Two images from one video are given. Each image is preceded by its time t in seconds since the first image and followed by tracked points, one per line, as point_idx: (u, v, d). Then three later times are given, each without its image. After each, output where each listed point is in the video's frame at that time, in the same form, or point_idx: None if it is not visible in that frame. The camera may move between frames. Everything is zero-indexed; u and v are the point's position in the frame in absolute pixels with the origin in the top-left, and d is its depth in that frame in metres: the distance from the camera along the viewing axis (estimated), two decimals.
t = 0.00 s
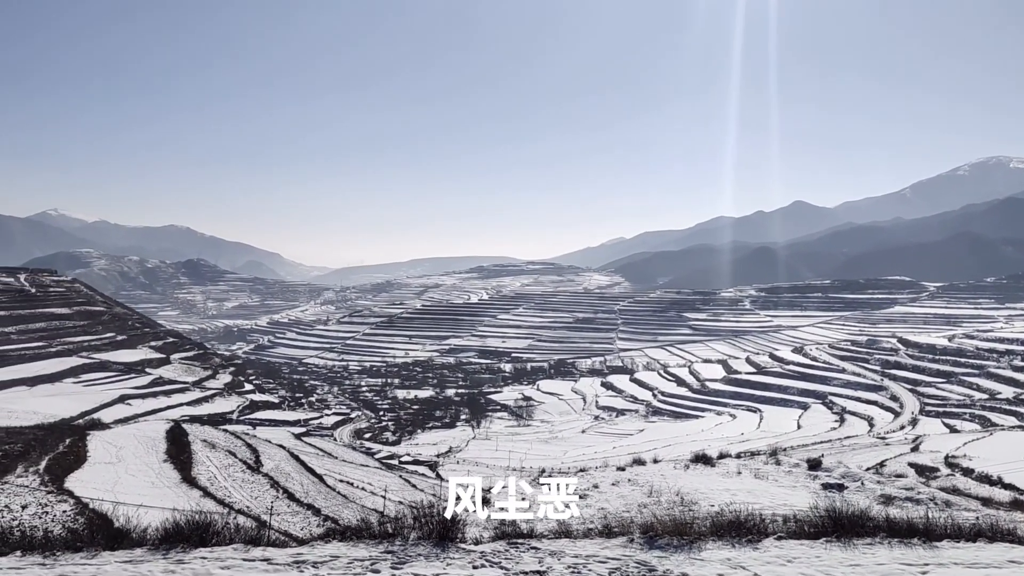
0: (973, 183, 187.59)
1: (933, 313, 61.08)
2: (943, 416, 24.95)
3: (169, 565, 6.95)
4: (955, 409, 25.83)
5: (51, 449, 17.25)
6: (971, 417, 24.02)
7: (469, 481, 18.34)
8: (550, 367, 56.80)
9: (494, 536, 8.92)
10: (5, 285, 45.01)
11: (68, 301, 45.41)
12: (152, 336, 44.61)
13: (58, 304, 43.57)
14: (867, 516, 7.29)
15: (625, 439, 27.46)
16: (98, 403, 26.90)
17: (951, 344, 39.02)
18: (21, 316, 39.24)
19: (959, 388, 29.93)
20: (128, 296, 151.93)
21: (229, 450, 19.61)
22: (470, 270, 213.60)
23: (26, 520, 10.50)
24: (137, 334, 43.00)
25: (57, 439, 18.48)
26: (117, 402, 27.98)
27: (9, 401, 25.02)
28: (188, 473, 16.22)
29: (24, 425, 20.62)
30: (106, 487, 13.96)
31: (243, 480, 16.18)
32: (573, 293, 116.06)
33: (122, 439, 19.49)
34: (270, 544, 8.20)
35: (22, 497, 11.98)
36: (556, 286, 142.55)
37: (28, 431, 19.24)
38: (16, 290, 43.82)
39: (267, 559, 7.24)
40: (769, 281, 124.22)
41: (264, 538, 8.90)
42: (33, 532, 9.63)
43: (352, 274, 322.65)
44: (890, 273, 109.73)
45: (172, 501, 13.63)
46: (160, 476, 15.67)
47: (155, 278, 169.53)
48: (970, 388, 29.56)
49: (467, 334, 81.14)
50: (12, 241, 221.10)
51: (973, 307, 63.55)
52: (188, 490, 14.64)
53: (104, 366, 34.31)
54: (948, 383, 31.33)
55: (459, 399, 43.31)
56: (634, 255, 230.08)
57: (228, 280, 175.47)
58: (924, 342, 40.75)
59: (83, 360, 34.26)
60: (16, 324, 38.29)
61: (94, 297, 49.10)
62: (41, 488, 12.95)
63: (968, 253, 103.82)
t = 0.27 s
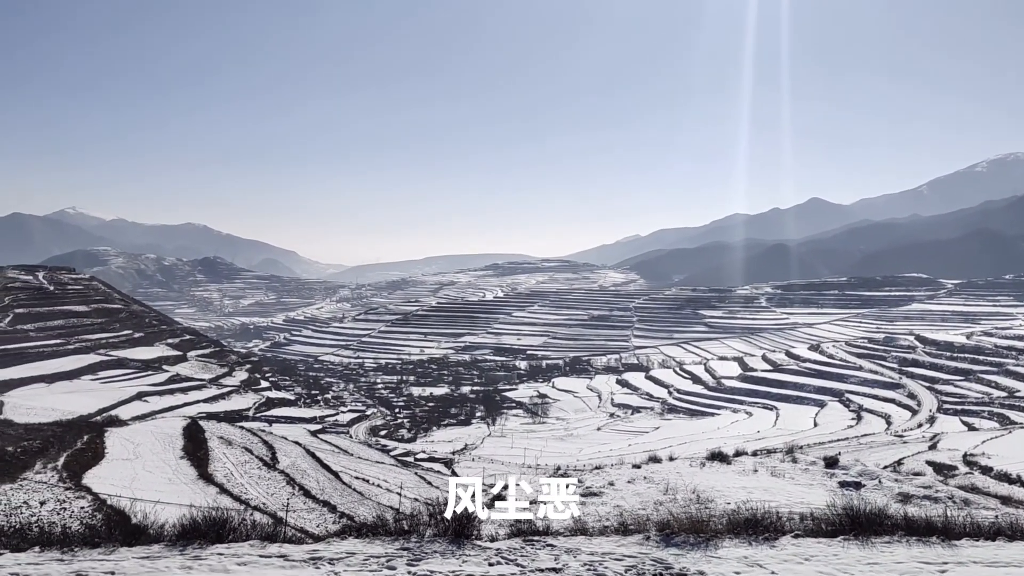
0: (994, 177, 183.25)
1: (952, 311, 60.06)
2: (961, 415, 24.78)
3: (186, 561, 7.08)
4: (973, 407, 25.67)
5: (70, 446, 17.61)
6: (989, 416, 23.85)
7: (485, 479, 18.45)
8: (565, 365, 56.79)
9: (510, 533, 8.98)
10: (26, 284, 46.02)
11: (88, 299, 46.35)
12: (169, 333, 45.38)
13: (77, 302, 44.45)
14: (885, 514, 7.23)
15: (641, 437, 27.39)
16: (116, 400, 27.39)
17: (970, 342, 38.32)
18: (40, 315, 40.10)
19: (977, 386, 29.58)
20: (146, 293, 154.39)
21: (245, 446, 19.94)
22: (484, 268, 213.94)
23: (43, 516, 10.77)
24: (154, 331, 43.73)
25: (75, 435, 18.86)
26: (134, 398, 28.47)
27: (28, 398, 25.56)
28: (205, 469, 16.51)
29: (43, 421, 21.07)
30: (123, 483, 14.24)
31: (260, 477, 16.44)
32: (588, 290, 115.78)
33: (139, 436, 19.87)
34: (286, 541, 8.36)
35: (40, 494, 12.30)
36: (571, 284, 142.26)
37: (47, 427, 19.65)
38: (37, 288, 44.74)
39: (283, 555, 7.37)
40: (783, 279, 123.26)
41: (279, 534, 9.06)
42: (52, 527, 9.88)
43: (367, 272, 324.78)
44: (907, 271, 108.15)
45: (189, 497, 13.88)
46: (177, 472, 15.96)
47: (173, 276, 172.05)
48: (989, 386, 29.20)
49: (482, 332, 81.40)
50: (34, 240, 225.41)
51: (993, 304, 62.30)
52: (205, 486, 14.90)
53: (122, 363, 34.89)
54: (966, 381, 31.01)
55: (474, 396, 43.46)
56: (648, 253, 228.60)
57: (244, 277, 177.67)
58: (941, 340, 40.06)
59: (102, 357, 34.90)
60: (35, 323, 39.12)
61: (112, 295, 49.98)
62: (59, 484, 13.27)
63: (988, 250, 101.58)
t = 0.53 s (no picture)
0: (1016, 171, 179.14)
1: (971, 308, 59.03)
2: (979, 412, 24.73)
3: (204, 556, 7.22)
4: (992, 405, 25.58)
5: (89, 441, 17.99)
6: (1010, 413, 23.72)
7: (500, 476, 18.58)
8: (581, 361, 56.78)
9: (526, 530, 9.04)
10: (47, 282, 47.02)
11: (107, 296, 47.23)
12: (187, 330, 46.11)
13: (96, 299, 45.31)
14: (904, 512, 7.18)
15: (657, 433, 27.30)
16: (135, 396, 27.92)
17: (989, 338, 37.66)
18: (60, 313, 40.95)
19: (995, 383, 29.29)
20: (163, 290, 156.84)
21: (262, 443, 20.26)
22: (498, 265, 214.32)
23: (64, 512, 11.04)
24: (171, 328, 44.42)
25: (94, 431, 19.25)
26: (152, 395, 28.99)
27: (49, 394, 26.13)
28: (221, 465, 16.80)
29: (64, 417, 21.56)
30: (142, 480, 14.54)
31: (276, 474, 16.71)
32: (603, 287, 115.40)
33: (157, 433, 20.25)
34: (302, 537, 8.51)
35: (59, 490, 12.60)
36: (586, 281, 142.00)
37: (67, 423, 20.09)
38: (55, 286, 45.62)
39: (300, 551, 7.51)
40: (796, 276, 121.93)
41: (295, 530, 9.21)
42: (73, 523, 10.14)
43: (382, 269, 327.07)
44: (923, 268, 106.45)
45: (207, 493, 14.15)
46: (194, 468, 16.26)
47: (189, 274, 174.67)
48: (1009, 383, 28.86)
49: (497, 329, 81.65)
50: (56, 239, 229.69)
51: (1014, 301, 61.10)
52: (222, 482, 15.17)
53: (140, 360, 35.53)
54: (984, 378, 30.72)
55: (489, 393, 43.63)
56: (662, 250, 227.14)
57: (260, 275, 179.88)
58: (959, 336, 39.40)
59: (120, 354, 35.57)
60: (55, 320, 39.94)
61: (131, 293, 50.86)
62: (78, 480, 13.59)
63: (1007, 245, 99.49)
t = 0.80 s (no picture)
0: None
1: (994, 305, 57.71)
2: (1004, 411, 24.15)
3: (223, 551, 7.40)
4: (1018, 404, 25.00)
5: (109, 438, 18.45)
6: None
7: (517, 473, 18.65)
8: (598, 359, 56.58)
9: (544, 526, 9.12)
10: (67, 279, 47.92)
11: (127, 293, 48.18)
12: (205, 327, 46.91)
13: (115, 296, 46.13)
14: (924, 510, 7.12)
15: (674, 431, 27.16)
16: (154, 393, 28.52)
17: (1012, 336, 36.84)
18: (80, 309, 41.74)
19: (1021, 382, 28.62)
20: (183, 287, 159.54)
21: (280, 439, 20.63)
22: (514, 263, 214.52)
23: (84, 507, 11.38)
24: (189, 325, 45.19)
25: (114, 428, 19.73)
26: (171, 391, 29.57)
27: (69, 390, 26.75)
28: (240, 461, 17.16)
29: (83, 414, 22.11)
30: (161, 475, 14.90)
31: (294, 470, 17.01)
32: (621, 285, 114.85)
33: (176, 429, 20.72)
34: (321, 532, 8.70)
35: (81, 485, 12.97)
36: (603, 278, 141.52)
37: (87, 420, 20.62)
38: (76, 283, 46.61)
39: (318, 547, 7.67)
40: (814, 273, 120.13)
41: (312, 526, 9.40)
42: (94, 518, 10.45)
43: (398, 267, 329.45)
44: (944, 265, 104.27)
45: (226, 488, 14.46)
46: (214, 464, 16.62)
47: (208, 271, 177.53)
48: None
49: (514, 326, 81.83)
50: (79, 237, 234.38)
51: None
52: (241, 478, 15.49)
53: (158, 356, 36.20)
54: (1008, 376, 30.02)
55: (506, 390, 43.80)
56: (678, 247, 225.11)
57: (278, 272, 182.28)
58: (981, 334, 38.52)
59: (140, 351, 36.26)
60: (75, 316, 40.73)
61: (149, 290, 51.74)
62: (99, 475, 13.98)
63: None
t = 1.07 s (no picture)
0: None
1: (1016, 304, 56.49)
2: None
3: (240, 548, 7.56)
4: None
5: (126, 435, 18.88)
6: None
7: (533, 471, 18.73)
8: (613, 357, 56.38)
9: (560, 524, 9.18)
10: (84, 276, 48.81)
11: (144, 291, 49.01)
12: (221, 325, 47.61)
13: (131, 293, 46.92)
14: (942, 509, 7.06)
15: (690, 429, 26.99)
16: (171, 390, 29.07)
17: None
18: (98, 306, 42.52)
19: None
20: (199, 285, 161.74)
21: (296, 437, 20.94)
22: (528, 260, 214.47)
23: (103, 503, 11.68)
24: (205, 323, 45.87)
25: (131, 425, 20.18)
26: (188, 388, 30.10)
27: (86, 388, 27.35)
28: (256, 459, 17.46)
29: (100, 410, 22.62)
30: (178, 472, 15.21)
31: (310, 467, 17.28)
32: (637, 282, 114.17)
33: (193, 426, 21.11)
34: (337, 529, 8.86)
35: (99, 482, 13.30)
36: (619, 276, 140.83)
37: (104, 417, 21.11)
38: (93, 281, 47.48)
39: (335, 544, 7.82)
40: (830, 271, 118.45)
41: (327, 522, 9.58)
42: (113, 514, 10.73)
43: (413, 264, 330.85)
44: (963, 263, 102.19)
45: (243, 485, 14.73)
46: (230, 461, 16.92)
47: (224, 269, 179.87)
48: None
49: (530, 324, 81.86)
50: (99, 237, 238.55)
51: None
52: (258, 475, 15.77)
53: (175, 354, 36.85)
54: None
55: (522, 388, 43.86)
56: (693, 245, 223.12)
57: (293, 270, 184.22)
58: (1000, 332, 37.76)
59: (156, 348, 36.91)
60: (93, 313, 41.49)
61: (166, 288, 52.57)
62: (116, 473, 14.32)
63: None
